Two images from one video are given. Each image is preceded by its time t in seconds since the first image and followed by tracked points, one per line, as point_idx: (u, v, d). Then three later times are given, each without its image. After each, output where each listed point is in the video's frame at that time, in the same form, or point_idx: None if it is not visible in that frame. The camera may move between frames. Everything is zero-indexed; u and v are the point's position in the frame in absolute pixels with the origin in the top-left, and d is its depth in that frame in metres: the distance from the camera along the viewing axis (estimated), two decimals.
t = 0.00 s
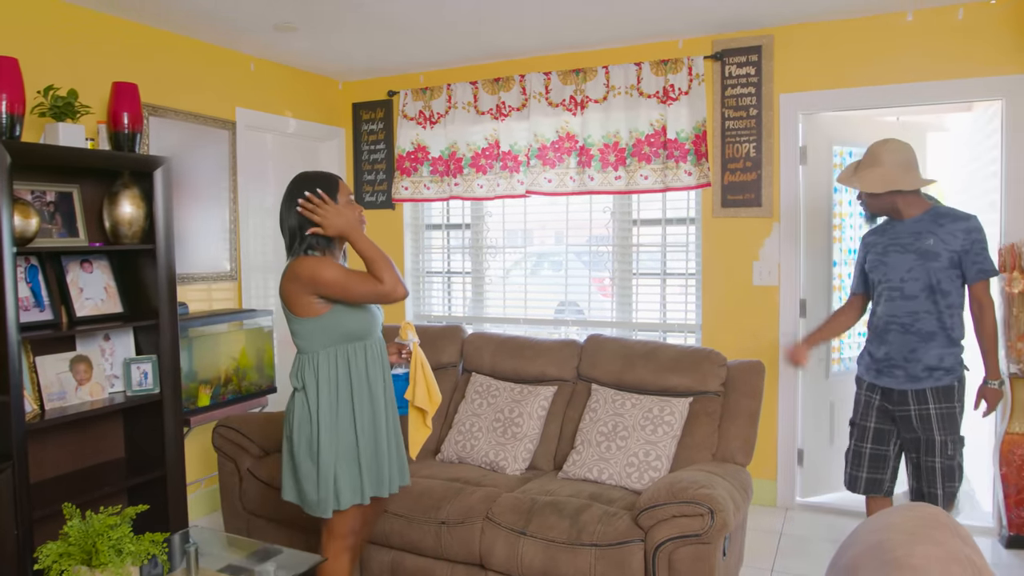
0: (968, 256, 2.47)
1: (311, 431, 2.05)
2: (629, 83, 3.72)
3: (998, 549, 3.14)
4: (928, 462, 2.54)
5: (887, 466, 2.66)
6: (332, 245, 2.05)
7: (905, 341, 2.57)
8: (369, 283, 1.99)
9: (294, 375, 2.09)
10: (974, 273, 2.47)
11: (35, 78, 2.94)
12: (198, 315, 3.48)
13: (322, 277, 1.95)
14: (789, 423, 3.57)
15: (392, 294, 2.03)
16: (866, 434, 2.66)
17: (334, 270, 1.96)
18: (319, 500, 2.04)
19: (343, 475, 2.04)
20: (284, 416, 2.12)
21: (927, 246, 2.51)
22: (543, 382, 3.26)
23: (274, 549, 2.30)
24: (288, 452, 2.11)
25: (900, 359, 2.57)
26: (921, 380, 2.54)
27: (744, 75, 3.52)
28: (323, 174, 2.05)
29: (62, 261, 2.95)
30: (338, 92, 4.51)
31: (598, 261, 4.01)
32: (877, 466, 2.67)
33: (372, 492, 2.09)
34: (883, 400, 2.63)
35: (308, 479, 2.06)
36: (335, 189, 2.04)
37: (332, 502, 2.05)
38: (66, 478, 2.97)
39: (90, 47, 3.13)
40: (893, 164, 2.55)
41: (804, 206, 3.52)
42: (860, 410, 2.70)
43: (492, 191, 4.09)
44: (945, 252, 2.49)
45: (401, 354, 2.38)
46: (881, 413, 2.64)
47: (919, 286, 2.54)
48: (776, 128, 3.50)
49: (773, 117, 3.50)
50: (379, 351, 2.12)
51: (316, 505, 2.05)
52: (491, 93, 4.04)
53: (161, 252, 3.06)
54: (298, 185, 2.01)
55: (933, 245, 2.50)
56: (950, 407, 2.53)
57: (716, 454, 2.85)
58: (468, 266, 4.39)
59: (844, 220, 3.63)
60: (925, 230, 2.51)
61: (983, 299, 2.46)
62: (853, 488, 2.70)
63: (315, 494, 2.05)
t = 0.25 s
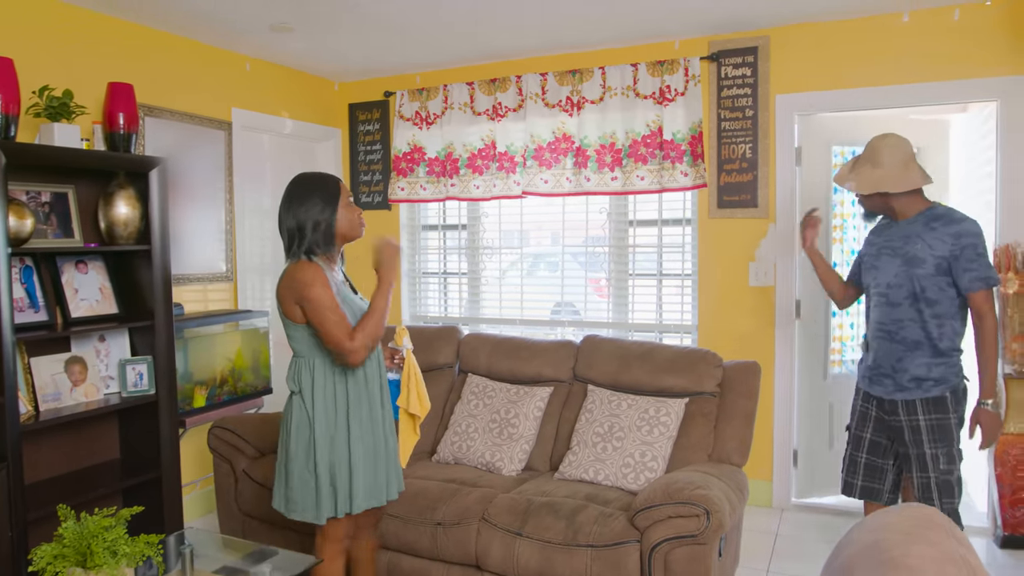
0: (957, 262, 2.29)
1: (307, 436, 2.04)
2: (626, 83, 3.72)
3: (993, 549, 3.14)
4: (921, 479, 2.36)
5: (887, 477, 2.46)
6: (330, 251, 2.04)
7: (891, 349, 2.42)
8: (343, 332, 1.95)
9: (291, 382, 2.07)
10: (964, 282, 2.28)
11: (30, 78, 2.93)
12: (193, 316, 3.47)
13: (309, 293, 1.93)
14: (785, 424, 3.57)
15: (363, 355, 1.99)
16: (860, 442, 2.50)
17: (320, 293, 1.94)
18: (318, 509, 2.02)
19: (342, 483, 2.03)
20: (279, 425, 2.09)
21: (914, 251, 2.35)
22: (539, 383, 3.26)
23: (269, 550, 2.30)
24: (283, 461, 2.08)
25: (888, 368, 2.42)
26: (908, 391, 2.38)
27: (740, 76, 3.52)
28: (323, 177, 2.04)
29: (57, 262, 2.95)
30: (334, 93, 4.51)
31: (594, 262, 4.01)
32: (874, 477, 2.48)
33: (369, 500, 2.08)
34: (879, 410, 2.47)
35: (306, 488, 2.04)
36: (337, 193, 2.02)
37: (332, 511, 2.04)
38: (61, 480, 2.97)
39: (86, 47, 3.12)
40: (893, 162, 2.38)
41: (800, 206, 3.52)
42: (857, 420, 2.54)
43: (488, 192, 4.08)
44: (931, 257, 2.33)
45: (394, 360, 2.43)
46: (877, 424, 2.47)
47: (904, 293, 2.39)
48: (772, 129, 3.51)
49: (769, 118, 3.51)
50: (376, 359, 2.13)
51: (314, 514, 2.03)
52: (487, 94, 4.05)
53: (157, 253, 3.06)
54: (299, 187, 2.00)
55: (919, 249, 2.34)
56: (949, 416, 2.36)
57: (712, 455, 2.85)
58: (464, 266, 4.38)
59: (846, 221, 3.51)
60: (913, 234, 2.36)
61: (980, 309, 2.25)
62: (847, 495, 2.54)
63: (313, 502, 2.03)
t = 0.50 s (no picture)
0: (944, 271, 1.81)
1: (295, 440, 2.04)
2: (618, 88, 3.73)
3: (983, 551, 3.16)
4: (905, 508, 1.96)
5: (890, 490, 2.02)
6: (325, 255, 2.03)
7: (881, 357, 1.96)
8: (308, 358, 1.91)
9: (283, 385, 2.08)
10: (947, 293, 1.81)
11: (20, 81, 2.91)
12: (184, 320, 3.46)
13: (289, 303, 1.89)
14: (777, 427, 3.58)
15: (326, 384, 1.95)
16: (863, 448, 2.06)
17: (299, 306, 1.90)
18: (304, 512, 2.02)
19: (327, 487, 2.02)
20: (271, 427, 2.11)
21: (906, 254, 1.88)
22: (531, 387, 3.26)
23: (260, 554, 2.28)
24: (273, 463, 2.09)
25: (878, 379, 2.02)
26: (907, 402, 1.91)
27: (732, 80, 3.54)
28: (323, 181, 2.03)
29: (47, 265, 2.94)
30: (327, 96, 4.51)
31: (587, 265, 4.02)
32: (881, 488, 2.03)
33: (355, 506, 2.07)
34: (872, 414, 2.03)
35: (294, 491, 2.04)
36: (331, 198, 2.01)
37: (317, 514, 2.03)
38: (51, 485, 2.95)
39: (76, 50, 3.11)
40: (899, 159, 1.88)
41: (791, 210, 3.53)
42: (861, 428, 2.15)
43: (481, 196, 4.09)
44: (918, 262, 1.87)
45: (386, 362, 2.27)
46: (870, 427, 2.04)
47: (889, 301, 1.94)
48: (764, 133, 3.52)
49: (760, 122, 3.52)
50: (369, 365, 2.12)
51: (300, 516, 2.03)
52: (480, 97, 4.05)
53: (148, 256, 3.04)
54: (297, 189, 1.99)
55: (905, 254, 1.89)
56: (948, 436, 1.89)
57: (704, 458, 2.86)
58: (456, 270, 4.38)
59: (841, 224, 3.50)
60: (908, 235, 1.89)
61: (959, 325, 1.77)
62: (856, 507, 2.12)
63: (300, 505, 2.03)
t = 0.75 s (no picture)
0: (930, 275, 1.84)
1: (288, 439, 2.05)
2: (612, 91, 3.74)
3: (976, 553, 3.17)
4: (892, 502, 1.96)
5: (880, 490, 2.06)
6: (320, 257, 2.03)
7: (878, 361, 2.02)
8: (299, 361, 1.90)
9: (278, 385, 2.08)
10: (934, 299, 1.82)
11: (12, 83, 2.90)
12: (177, 323, 3.45)
13: (282, 305, 1.89)
14: (770, 429, 3.59)
15: (317, 387, 1.94)
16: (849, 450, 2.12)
17: (292, 308, 1.89)
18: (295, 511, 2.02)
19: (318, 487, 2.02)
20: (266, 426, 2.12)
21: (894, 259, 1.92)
22: (526, 390, 3.26)
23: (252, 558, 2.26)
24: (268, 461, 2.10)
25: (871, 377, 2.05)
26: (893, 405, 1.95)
27: (725, 83, 3.55)
28: (320, 184, 2.02)
29: (39, 268, 2.93)
30: (321, 99, 4.50)
31: (581, 267, 4.02)
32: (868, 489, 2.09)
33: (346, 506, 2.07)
34: (867, 418, 2.08)
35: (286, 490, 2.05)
36: (326, 201, 2.00)
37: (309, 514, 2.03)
38: (43, 489, 2.93)
39: (69, 52, 3.10)
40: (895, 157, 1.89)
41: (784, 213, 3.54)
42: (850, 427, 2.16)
43: (475, 199, 4.08)
44: (910, 267, 1.89)
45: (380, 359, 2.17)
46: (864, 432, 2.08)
47: (884, 306, 1.98)
48: (757, 136, 3.53)
49: (754, 125, 3.53)
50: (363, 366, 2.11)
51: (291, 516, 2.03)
52: (474, 100, 4.06)
53: (141, 258, 3.03)
54: (293, 193, 1.99)
55: (899, 258, 1.91)
56: (934, 441, 1.89)
57: (698, 461, 2.86)
58: (451, 272, 4.38)
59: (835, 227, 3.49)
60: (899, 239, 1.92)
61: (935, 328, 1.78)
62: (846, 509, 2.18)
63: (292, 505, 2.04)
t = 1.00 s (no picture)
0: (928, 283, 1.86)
1: (287, 439, 2.04)
2: (608, 93, 3.74)
3: (972, 555, 3.18)
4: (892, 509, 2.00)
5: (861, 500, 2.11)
6: (316, 259, 2.03)
7: (866, 370, 2.03)
8: (297, 361, 1.90)
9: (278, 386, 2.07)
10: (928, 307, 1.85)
11: (8, 85, 2.90)
12: (173, 325, 3.44)
13: (279, 306, 1.89)
14: (766, 432, 3.60)
15: (316, 387, 1.94)
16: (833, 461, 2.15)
17: (289, 310, 1.89)
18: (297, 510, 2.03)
19: (319, 486, 2.02)
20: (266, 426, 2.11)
21: (886, 266, 1.93)
22: (522, 392, 3.26)
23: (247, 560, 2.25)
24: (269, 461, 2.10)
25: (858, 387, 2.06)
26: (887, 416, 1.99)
27: (721, 86, 3.56)
28: (315, 187, 2.03)
29: (35, 270, 2.92)
30: (318, 101, 4.50)
31: (577, 270, 4.03)
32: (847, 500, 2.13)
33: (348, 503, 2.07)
34: (851, 428, 2.11)
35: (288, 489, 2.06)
36: (322, 204, 2.00)
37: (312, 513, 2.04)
38: (38, 492, 2.92)
39: (65, 54, 3.09)
40: (886, 160, 1.91)
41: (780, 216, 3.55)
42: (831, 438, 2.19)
43: (472, 201, 4.09)
44: (903, 273, 1.90)
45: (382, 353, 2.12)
46: (849, 441, 2.12)
47: (872, 313, 1.98)
48: (753, 139, 3.54)
49: (750, 128, 3.54)
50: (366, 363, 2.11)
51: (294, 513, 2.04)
52: (471, 103, 4.06)
53: (137, 260, 3.03)
54: (290, 195, 1.99)
55: (890, 264, 1.92)
56: (928, 450, 1.94)
57: (694, 463, 2.86)
58: (447, 275, 4.39)
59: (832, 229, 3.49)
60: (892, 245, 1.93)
61: (934, 340, 1.81)
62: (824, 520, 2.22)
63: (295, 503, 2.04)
